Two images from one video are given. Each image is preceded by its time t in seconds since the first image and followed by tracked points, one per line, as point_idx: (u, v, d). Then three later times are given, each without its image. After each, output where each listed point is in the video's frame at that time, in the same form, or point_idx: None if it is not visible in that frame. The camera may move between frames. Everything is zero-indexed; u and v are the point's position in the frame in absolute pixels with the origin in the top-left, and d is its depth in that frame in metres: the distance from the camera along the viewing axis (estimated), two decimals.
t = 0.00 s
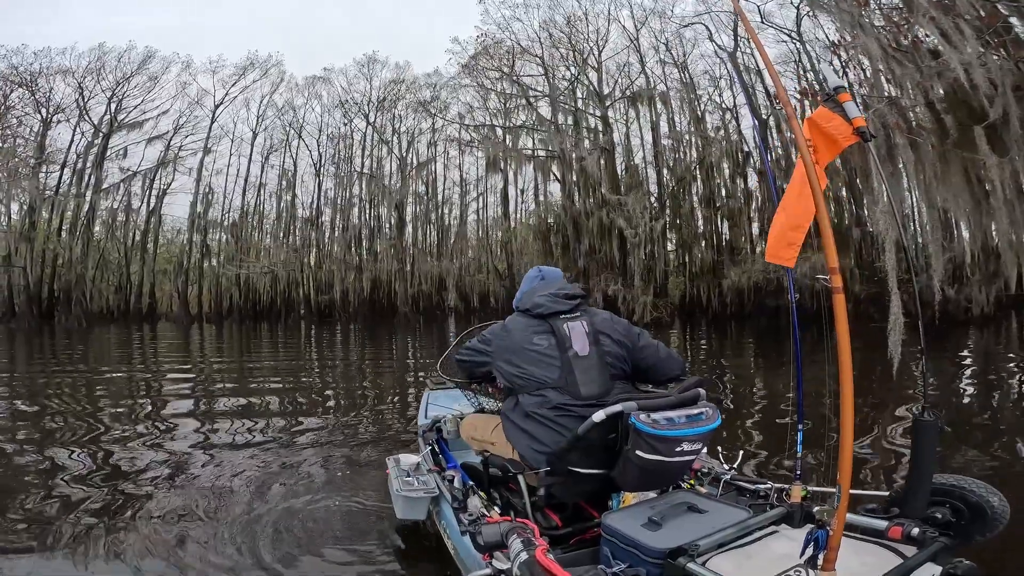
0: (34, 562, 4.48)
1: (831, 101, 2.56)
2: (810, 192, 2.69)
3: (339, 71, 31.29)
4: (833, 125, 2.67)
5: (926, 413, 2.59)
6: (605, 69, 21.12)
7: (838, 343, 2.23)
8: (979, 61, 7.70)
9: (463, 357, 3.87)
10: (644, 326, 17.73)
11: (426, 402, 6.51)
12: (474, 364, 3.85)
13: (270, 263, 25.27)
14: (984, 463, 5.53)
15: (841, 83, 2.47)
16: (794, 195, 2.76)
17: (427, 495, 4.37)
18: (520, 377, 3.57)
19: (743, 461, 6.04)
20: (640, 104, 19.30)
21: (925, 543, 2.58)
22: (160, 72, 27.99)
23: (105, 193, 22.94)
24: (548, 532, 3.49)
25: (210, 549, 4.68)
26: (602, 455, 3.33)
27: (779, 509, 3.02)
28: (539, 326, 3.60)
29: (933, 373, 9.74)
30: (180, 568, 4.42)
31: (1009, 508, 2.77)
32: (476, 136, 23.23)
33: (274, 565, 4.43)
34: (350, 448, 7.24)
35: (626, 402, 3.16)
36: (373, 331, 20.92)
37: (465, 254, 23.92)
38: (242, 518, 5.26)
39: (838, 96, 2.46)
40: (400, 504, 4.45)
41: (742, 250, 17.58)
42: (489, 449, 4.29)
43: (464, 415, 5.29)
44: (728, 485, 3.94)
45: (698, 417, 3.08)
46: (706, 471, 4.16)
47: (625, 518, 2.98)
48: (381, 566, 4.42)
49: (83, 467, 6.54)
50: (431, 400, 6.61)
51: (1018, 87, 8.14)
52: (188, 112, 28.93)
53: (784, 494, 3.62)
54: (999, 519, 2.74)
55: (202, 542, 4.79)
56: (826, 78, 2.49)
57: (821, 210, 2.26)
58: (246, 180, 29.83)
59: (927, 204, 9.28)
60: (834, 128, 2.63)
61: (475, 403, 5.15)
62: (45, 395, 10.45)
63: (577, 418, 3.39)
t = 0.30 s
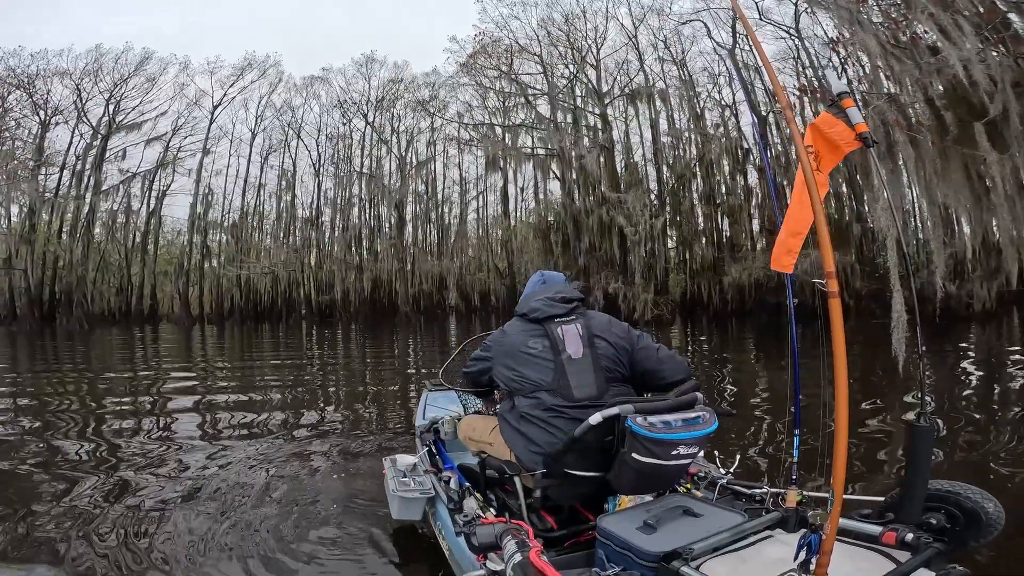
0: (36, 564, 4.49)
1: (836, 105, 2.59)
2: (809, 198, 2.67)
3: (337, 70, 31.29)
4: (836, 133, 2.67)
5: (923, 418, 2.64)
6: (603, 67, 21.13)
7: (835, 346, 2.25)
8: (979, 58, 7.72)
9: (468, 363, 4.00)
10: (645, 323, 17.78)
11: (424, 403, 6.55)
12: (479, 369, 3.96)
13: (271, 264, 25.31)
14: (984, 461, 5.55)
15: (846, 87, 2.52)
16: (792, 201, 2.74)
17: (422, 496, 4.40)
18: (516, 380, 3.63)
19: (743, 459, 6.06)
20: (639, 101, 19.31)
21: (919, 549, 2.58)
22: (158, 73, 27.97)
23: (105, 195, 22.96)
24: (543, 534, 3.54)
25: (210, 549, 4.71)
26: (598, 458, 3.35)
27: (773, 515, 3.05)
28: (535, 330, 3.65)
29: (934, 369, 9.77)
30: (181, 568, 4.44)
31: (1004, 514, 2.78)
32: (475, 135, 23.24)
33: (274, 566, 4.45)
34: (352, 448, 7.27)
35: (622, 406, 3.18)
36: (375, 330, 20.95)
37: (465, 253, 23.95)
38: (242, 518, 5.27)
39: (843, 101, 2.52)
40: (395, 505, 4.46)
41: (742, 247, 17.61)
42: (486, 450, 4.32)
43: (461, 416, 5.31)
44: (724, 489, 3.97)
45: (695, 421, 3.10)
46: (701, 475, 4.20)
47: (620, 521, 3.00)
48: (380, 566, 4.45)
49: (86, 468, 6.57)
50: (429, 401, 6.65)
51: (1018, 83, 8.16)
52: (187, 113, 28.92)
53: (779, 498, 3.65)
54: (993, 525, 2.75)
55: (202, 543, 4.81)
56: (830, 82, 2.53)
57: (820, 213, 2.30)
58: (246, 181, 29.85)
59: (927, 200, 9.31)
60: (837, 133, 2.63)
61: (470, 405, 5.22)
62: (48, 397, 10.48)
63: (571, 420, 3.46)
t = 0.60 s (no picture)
0: (41, 565, 4.50)
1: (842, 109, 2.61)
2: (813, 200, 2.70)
3: (336, 70, 31.28)
4: (840, 136, 2.71)
5: (925, 421, 2.66)
6: (602, 64, 21.11)
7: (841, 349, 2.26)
8: (979, 54, 7.74)
9: (472, 365, 4.03)
10: (646, 320, 17.81)
11: (425, 404, 6.57)
12: (484, 371, 3.99)
13: (271, 264, 25.31)
14: (987, 458, 5.58)
15: (852, 91, 2.54)
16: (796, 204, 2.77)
17: (423, 496, 4.42)
18: (519, 382, 3.65)
19: (745, 458, 6.08)
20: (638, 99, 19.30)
21: (920, 552, 2.60)
22: (156, 74, 27.95)
23: (105, 196, 22.97)
24: (543, 536, 3.56)
25: (213, 551, 4.72)
26: (600, 459, 3.40)
27: (774, 517, 3.08)
28: (538, 332, 3.68)
29: (936, 365, 9.80)
30: (186, 569, 4.45)
31: (1006, 516, 2.80)
32: (475, 133, 23.25)
33: (277, 566, 4.47)
34: (355, 448, 7.28)
35: (625, 407, 3.20)
36: (377, 330, 20.96)
37: (466, 252, 23.98)
38: (245, 519, 5.29)
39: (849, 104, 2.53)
40: (396, 505, 4.48)
41: (742, 244, 17.62)
42: (487, 451, 4.34)
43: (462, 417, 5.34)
44: (725, 490, 4.00)
45: (697, 423, 3.12)
46: (703, 476, 4.23)
47: (621, 522, 3.03)
48: (383, 566, 4.47)
49: (89, 470, 6.57)
50: (430, 401, 6.67)
51: (1018, 80, 8.19)
52: (185, 114, 28.91)
53: (779, 499, 3.68)
54: (994, 528, 2.77)
55: (205, 545, 4.82)
56: (835, 84, 2.55)
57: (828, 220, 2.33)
58: (245, 181, 29.85)
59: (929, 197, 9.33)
60: (841, 137, 2.66)
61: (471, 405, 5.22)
62: (50, 399, 10.50)
63: (574, 421, 3.46)
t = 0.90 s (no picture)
0: (44, 568, 4.50)
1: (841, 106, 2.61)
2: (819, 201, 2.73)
3: (334, 70, 31.28)
4: (841, 134, 2.71)
5: (926, 420, 2.69)
6: (601, 62, 21.13)
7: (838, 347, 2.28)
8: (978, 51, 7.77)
9: (476, 366, 4.07)
10: (648, 318, 17.84)
11: (425, 403, 6.59)
12: (487, 372, 4.02)
13: (272, 264, 25.32)
14: (989, 455, 5.60)
15: (850, 88, 2.54)
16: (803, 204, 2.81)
17: (423, 496, 4.44)
18: (520, 381, 3.67)
19: (747, 456, 6.09)
20: (638, 96, 19.31)
21: (921, 551, 2.62)
22: (153, 75, 27.94)
23: (105, 198, 22.99)
24: (543, 536, 3.57)
25: (215, 553, 4.73)
26: (599, 459, 3.41)
27: (774, 516, 3.10)
28: (540, 332, 3.70)
29: (938, 361, 9.81)
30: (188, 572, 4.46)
31: (1006, 516, 2.82)
32: (474, 132, 23.27)
33: (280, 567, 4.49)
34: (357, 449, 7.29)
35: (624, 407, 3.22)
36: (378, 329, 20.96)
37: (467, 250, 24.06)
38: (247, 521, 5.30)
39: (848, 101, 2.53)
40: (397, 505, 4.49)
41: (742, 240, 17.62)
42: (488, 450, 4.35)
43: (462, 416, 5.35)
44: (725, 489, 4.02)
45: (696, 422, 3.13)
46: (703, 475, 4.26)
47: (621, 522, 3.06)
48: (385, 567, 4.48)
49: (92, 473, 6.58)
50: (430, 401, 6.69)
51: (1018, 76, 8.21)
52: (184, 115, 28.91)
53: (780, 499, 3.69)
54: (995, 527, 2.80)
55: (208, 547, 4.82)
56: (835, 82, 2.56)
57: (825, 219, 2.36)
58: (245, 181, 29.87)
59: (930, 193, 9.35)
60: (841, 134, 2.67)
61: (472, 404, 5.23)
62: (53, 401, 10.52)
63: (574, 421, 3.49)
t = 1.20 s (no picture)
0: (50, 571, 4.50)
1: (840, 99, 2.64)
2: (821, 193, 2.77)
3: (333, 69, 31.26)
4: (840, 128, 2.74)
5: (931, 411, 2.70)
6: (601, 60, 21.14)
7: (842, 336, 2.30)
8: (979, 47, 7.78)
9: (481, 363, 4.10)
10: (649, 315, 17.85)
11: (429, 400, 6.62)
12: (491, 368, 4.04)
13: (273, 264, 25.31)
14: (994, 449, 5.61)
15: (848, 81, 2.58)
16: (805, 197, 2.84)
17: (429, 493, 4.46)
18: (524, 377, 3.69)
19: (751, 451, 6.10)
20: (637, 94, 19.31)
21: (929, 542, 2.64)
22: (152, 76, 27.92)
23: (105, 199, 23.01)
24: (549, 531, 3.59)
25: (221, 552, 4.75)
26: (603, 453, 3.43)
27: (780, 509, 3.12)
28: (543, 328, 3.71)
29: (941, 356, 9.82)
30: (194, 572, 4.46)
31: (1012, 506, 2.87)
32: (474, 130, 23.25)
33: (287, 566, 4.50)
34: (361, 447, 7.30)
35: (628, 400, 3.23)
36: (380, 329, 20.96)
37: (468, 249, 24.17)
38: (253, 521, 5.31)
39: (846, 95, 2.58)
40: (402, 502, 4.52)
41: (743, 237, 17.63)
42: (493, 447, 4.38)
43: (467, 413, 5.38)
44: (731, 483, 4.05)
45: (701, 415, 3.15)
46: (709, 469, 4.29)
47: (627, 516, 3.07)
48: (391, 565, 4.50)
49: (96, 474, 6.57)
50: (433, 398, 6.71)
51: (1019, 72, 8.23)
52: (184, 115, 28.92)
53: (786, 491, 3.72)
54: (1001, 518, 2.84)
55: (214, 547, 4.83)
56: (832, 76, 2.61)
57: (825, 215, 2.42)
58: (245, 181, 29.87)
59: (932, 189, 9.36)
60: (840, 128, 2.66)
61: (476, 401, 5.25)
62: (56, 403, 10.53)
63: (578, 416, 3.51)
